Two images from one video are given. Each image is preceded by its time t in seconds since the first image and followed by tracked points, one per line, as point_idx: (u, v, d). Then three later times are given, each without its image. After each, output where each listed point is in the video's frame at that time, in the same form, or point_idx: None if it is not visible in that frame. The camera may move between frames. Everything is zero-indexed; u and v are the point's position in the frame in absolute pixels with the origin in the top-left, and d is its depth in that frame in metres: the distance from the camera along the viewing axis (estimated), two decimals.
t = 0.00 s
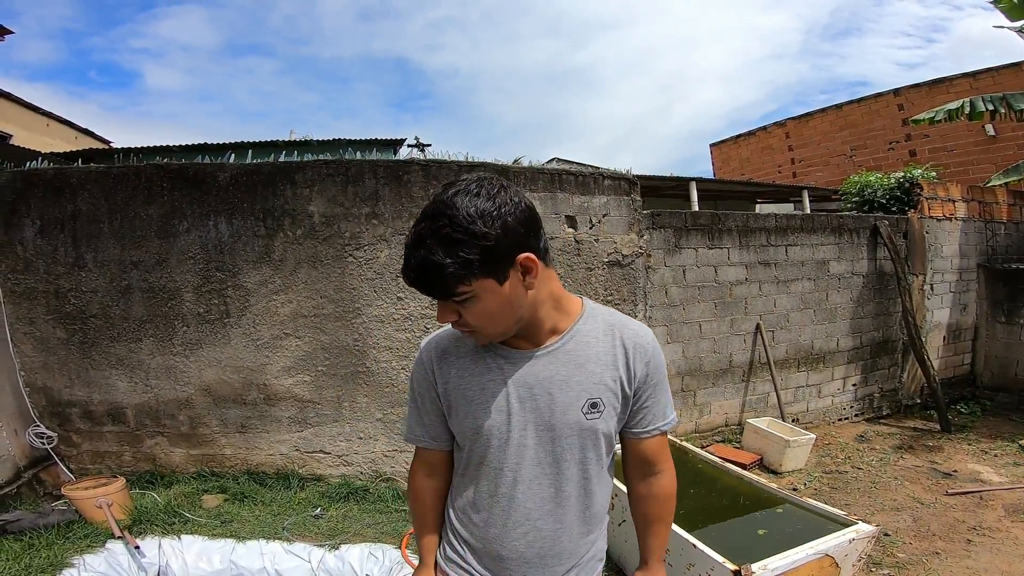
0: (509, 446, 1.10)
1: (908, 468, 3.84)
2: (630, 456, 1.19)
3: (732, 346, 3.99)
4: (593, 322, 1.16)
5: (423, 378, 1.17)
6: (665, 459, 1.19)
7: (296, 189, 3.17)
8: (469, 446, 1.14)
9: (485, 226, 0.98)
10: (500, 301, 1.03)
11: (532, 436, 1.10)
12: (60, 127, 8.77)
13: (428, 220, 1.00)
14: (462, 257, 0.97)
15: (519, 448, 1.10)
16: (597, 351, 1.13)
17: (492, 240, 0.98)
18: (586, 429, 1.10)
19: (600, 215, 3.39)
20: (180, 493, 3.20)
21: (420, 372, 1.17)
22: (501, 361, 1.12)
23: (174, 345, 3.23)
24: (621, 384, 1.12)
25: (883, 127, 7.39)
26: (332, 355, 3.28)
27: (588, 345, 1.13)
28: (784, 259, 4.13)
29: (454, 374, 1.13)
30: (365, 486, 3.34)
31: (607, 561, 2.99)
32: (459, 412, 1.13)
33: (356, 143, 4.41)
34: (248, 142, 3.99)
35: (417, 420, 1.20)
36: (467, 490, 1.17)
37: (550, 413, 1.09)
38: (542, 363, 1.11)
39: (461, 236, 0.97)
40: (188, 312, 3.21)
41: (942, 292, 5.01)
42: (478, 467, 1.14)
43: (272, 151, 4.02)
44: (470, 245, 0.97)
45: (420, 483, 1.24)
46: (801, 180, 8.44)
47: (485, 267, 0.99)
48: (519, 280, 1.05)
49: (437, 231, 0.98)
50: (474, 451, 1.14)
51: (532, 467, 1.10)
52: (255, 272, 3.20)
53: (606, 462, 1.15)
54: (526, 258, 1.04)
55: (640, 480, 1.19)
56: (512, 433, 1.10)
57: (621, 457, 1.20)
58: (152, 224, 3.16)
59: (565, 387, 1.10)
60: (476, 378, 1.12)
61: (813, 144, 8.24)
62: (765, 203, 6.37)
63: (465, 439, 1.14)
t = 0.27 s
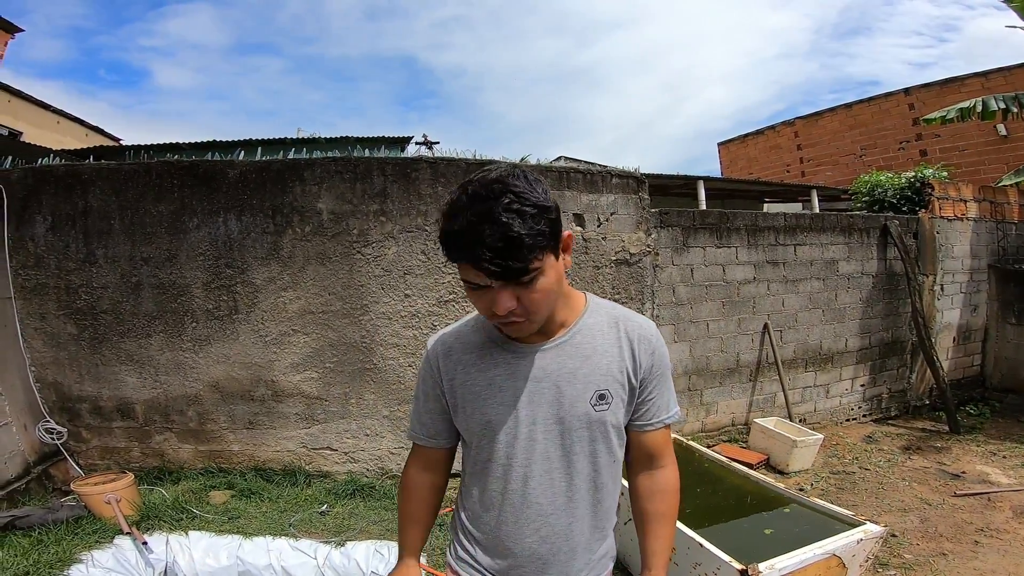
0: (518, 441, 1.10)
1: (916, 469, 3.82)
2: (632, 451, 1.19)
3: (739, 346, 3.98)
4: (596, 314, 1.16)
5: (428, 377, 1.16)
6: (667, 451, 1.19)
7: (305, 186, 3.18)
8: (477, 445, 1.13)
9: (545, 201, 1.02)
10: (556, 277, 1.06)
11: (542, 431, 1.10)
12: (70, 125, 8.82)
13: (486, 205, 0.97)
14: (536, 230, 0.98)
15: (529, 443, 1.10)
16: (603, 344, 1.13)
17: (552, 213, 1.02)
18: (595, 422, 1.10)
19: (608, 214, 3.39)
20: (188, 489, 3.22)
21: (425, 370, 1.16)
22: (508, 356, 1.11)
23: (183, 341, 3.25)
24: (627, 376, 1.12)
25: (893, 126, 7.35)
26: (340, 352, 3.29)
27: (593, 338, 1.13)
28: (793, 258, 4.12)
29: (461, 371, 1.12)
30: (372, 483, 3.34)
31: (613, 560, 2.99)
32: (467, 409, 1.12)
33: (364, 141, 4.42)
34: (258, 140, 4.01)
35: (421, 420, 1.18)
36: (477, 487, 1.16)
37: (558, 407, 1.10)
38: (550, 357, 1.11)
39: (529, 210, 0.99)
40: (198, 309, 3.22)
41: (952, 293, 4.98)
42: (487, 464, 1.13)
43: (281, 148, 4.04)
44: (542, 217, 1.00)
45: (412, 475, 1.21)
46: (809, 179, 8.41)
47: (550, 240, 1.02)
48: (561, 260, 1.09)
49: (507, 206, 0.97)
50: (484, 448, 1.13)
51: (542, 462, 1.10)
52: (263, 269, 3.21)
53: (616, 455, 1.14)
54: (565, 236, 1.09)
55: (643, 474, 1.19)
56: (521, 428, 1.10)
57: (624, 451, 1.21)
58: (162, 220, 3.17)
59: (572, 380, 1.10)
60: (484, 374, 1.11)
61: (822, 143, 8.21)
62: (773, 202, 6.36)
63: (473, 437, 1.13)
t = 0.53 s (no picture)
0: (525, 442, 1.08)
1: (923, 470, 3.81)
2: (634, 437, 1.28)
3: (746, 345, 3.97)
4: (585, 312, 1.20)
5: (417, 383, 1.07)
6: (663, 428, 1.27)
7: (312, 183, 3.19)
8: (480, 449, 1.09)
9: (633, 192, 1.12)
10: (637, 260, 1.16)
11: (550, 429, 1.09)
12: (79, 123, 8.85)
13: (612, 196, 0.99)
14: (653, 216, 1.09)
15: (538, 443, 1.08)
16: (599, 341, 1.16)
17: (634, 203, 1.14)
18: (599, 417, 1.13)
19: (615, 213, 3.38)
20: (195, 485, 3.23)
21: (414, 375, 1.07)
22: (513, 356, 1.08)
23: (190, 337, 3.26)
24: (622, 370, 1.17)
25: (903, 125, 7.30)
26: (346, 350, 3.29)
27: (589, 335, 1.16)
28: (801, 258, 4.10)
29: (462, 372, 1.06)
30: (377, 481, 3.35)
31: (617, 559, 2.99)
32: (469, 412, 1.07)
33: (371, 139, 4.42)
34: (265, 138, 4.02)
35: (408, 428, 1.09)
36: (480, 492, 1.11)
37: (566, 405, 1.09)
38: (555, 356, 1.10)
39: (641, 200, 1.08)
40: (205, 305, 3.23)
41: (962, 293, 4.94)
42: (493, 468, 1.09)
43: (289, 146, 4.04)
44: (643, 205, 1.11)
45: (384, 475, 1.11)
46: (818, 179, 8.36)
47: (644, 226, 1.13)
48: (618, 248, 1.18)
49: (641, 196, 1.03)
50: (488, 452, 1.08)
51: (551, 461, 1.09)
52: (270, 266, 3.21)
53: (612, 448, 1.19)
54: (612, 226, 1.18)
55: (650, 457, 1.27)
56: (529, 428, 1.08)
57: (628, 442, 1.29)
58: (170, 218, 3.18)
59: (577, 377, 1.11)
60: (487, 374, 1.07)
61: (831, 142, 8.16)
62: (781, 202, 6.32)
63: (477, 442, 1.08)
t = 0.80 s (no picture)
0: (541, 443, 1.05)
1: (923, 471, 3.80)
2: (636, 415, 1.36)
3: (746, 345, 3.96)
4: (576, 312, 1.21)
5: (427, 386, 0.97)
6: (661, 404, 1.36)
7: (313, 182, 3.18)
8: (495, 454, 1.02)
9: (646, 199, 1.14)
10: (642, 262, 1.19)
11: (561, 428, 1.08)
12: (82, 121, 8.85)
13: (658, 206, 1.01)
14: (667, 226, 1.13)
15: (553, 442, 1.06)
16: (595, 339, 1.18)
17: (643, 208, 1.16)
18: (600, 413, 1.15)
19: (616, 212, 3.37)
20: (194, 483, 3.23)
21: (422, 376, 0.97)
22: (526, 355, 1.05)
23: (191, 336, 3.26)
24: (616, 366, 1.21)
25: (906, 125, 7.28)
26: (347, 348, 3.29)
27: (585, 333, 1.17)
28: (802, 258, 4.09)
29: (477, 374, 1.00)
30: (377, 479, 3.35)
31: (616, 559, 3.00)
32: (485, 417, 1.00)
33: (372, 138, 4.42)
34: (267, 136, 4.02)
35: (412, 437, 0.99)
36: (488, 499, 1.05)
37: (576, 403, 1.10)
38: (563, 354, 1.09)
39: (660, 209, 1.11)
40: (206, 303, 3.24)
41: (964, 295, 4.94)
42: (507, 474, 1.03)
43: (290, 144, 4.04)
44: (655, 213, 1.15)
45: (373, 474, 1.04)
46: (821, 178, 8.34)
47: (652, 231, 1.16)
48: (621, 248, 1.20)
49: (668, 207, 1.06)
50: (502, 458, 1.03)
51: (563, 460, 1.08)
52: (271, 264, 3.21)
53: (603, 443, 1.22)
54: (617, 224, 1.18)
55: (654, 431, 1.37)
56: (544, 429, 1.05)
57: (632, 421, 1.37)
58: (172, 215, 3.18)
59: (583, 375, 1.11)
60: (502, 375, 1.01)
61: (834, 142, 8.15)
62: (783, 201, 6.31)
63: (493, 447, 1.02)
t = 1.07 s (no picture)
0: (543, 442, 1.04)
1: (920, 472, 3.81)
2: (630, 412, 1.36)
3: (744, 346, 3.96)
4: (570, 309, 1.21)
5: (428, 387, 0.96)
6: (654, 400, 1.36)
7: (311, 181, 3.17)
8: (497, 454, 1.02)
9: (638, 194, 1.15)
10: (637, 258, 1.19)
11: (562, 428, 1.07)
12: (81, 120, 8.83)
13: (649, 196, 1.02)
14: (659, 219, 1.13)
15: (553, 442, 1.06)
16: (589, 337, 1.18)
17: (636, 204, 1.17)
18: (598, 411, 1.16)
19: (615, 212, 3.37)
20: (191, 483, 3.22)
21: (424, 376, 0.96)
22: (526, 355, 1.04)
23: (188, 335, 3.25)
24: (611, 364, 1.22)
25: (905, 126, 7.29)
26: (345, 348, 3.28)
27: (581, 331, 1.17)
28: (800, 259, 4.09)
29: (480, 374, 0.99)
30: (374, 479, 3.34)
31: (613, 559, 2.99)
32: (487, 417, 1.00)
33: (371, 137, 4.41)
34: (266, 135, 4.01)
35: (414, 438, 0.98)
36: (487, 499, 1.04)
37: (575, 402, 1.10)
38: (562, 354, 1.09)
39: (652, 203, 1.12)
40: (203, 302, 3.22)
41: (961, 296, 4.94)
42: (508, 473, 1.03)
43: (288, 143, 4.03)
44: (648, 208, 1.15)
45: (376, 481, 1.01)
46: (820, 179, 8.35)
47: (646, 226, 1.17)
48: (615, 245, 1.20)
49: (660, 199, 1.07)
50: (503, 457, 1.02)
51: (564, 460, 1.08)
52: (269, 263, 3.20)
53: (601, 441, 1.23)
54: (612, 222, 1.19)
55: (648, 427, 1.37)
56: (545, 429, 1.05)
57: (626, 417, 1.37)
58: (169, 214, 3.17)
59: (582, 374, 1.11)
60: (504, 374, 1.01)
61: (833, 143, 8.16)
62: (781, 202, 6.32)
63: (494, 447, 1.01)
